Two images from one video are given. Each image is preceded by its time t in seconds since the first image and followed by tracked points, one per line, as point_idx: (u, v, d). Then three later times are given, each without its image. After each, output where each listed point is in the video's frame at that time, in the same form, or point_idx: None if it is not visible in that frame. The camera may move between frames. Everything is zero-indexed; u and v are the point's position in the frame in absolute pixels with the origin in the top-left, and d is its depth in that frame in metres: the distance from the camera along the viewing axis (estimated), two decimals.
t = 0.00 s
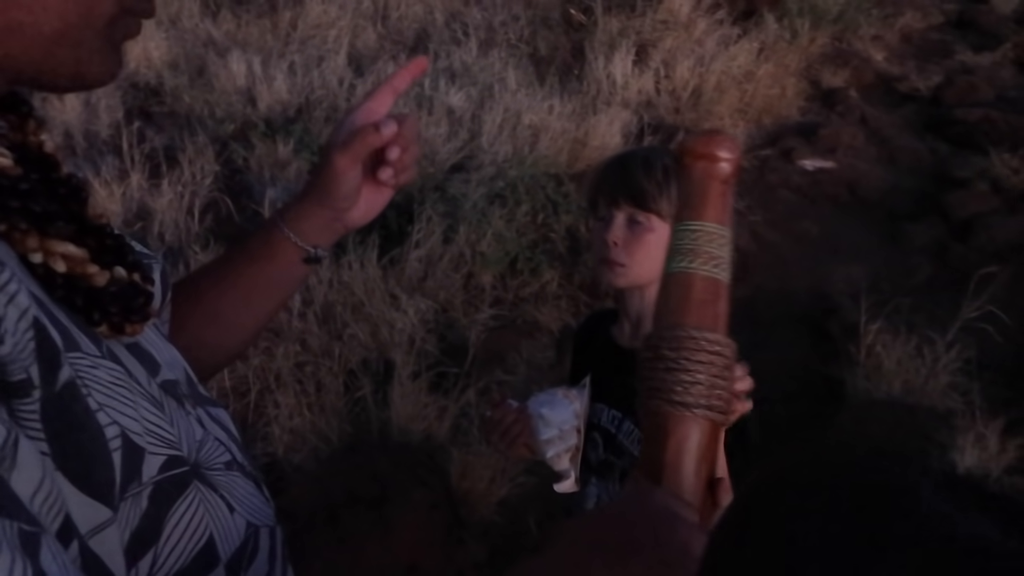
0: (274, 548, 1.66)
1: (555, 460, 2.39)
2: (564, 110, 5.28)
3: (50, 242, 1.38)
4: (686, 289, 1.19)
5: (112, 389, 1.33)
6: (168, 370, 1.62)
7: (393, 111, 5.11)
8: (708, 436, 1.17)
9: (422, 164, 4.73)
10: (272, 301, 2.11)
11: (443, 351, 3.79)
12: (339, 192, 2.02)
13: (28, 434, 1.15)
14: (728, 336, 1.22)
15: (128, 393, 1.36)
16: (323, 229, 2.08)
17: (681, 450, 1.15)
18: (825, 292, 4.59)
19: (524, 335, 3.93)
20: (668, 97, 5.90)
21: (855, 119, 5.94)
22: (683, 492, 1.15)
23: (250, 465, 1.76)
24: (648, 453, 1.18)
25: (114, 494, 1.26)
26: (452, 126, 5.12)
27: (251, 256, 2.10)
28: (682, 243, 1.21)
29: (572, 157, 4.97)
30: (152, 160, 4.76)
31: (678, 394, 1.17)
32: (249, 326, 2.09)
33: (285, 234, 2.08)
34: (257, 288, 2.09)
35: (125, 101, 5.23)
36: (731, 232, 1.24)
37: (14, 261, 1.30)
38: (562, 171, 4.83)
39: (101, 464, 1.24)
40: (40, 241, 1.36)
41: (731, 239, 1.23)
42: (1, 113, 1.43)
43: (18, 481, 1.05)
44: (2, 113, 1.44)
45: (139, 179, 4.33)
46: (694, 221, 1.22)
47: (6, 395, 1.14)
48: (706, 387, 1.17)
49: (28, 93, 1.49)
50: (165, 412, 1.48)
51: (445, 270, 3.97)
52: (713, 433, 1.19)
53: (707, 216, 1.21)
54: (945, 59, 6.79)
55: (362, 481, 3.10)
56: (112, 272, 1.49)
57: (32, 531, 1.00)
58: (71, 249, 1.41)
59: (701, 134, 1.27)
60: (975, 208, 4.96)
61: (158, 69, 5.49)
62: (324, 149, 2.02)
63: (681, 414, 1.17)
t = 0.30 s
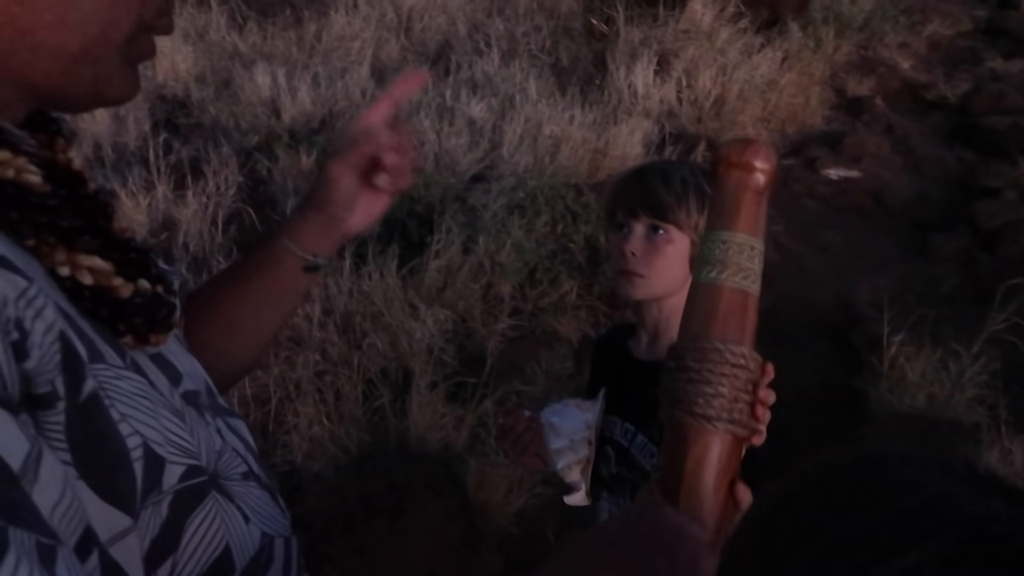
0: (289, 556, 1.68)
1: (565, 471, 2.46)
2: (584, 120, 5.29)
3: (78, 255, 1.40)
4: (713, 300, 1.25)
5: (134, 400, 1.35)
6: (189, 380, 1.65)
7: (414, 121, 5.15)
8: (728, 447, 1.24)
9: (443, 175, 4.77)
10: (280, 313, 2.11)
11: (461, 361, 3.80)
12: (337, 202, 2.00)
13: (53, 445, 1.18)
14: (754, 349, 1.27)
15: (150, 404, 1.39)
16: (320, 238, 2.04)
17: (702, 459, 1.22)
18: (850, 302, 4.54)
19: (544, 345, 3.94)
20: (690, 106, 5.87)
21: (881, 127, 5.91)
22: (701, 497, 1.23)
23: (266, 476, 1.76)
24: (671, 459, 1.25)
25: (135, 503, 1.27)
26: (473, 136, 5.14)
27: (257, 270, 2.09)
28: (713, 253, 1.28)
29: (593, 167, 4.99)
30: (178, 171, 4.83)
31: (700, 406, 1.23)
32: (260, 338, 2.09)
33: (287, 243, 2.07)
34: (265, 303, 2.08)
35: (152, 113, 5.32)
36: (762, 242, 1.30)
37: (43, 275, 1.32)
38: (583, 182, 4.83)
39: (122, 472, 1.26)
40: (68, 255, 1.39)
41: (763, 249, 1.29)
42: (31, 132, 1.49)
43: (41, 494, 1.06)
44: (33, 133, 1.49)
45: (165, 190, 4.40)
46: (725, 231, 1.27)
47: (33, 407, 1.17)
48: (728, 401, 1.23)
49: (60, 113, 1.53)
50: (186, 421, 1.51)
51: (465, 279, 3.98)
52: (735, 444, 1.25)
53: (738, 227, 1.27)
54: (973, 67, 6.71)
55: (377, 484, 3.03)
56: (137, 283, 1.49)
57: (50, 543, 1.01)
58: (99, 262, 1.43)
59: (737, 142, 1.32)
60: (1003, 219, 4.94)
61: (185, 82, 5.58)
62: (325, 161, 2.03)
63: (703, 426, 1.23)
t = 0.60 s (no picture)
0: (308, 563, 1.76)
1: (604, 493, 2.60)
2: (606, 132, 5.31)
3: (91, 274, 1.44)
4: (722, 330, 1.29)
5: (149, 419, 1.39)
6: (205, 393, 1.68)
7: (437, 135, 5.20)
8: (737, 474, 1.27)
9: (464, 187, 4.80)
10: (293, 319, 2.27)
11: (481, 373, 3.82)
12: (340, 205, 2.17)
13: (65, 468, 1.23)
14: (762, 378, 1.31)
15: (165, 421, 1.42)
16: (329, 243, 2.21)
17: (710, 486, 1.26)
18: (876, 313, 4.48)
19: (565, 357, 3.94)
20: (712, 117, 5.85)
21: (908, 137, 5.85)
22: (710, 524, 1.26)
23: (284, 486, 1.80)
24: (681, 486, 1.28)
25: (150, 519, 1.33)
26: (495, 149, 5.17)
27: (266, 283, 2.25)
28: (721, 283, 1.31)
29: (614, 178, 4.99)
30: (205, 186, 4.93)
31: (708, 434, 1.27)
32: (275, 345, 2.26)
33: (295, 251, 2.22)
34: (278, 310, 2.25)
35: (182, 129, 5.44)
36: (770, 273, 1.34)
37: (56, 297, 1.37)
38: (604, 193, 4.84)
39: (138, 491, 1.31)
40: (80, 275, 1.42)
41: (770, 280, 1.32)
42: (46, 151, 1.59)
43: (48, 525, 1.13)
44: (46, 151, 1.59)
45: (192, 204, 4.49)
46: (735, 261, 1.32)
47: (45, 431, 1.21)
48: (736, 429, 1.26)
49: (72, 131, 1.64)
50: (201, 436, 1.53)
51: (485, 291, 4.00)
52: (742, 471, 1.28)
53: (747, 258, 1.31)
54: (1004, 74, 6.62)
55: (396, 499, 3.14)
56: (151, 297, 1.52)
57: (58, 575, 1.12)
58: (111, 280, 1.46)
59: (747, 176, 1.37)
60: None
61: (214, 98, 5.69)
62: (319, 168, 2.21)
63: (711, 453, 1.27)
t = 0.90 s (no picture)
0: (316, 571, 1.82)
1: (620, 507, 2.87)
2: (617, 140, 5.32)
3: (98, 285, 1.46)
4: (749, 327, 1.28)
5: (158, 430, 1.39)
6: (216, 401, 1.71)
7: (449, 143, 5.23)
8: (761, 473, 1.27)
9: (475, 196, 4.82)
10: (305, 333, 2.32)
11: (491, 380, 3.83)
12: (351, 228, 2.18)
13: (74, 484, 1.19)
14: (789, 378, 1.30)
15: (175, 432, 1.44)
16: (343, 261, 2.25)
17: (734, 485, 1.25)
18: (889, 321, 4.47)
19: (575, 363, 3.95)
20: (724, 124, 5.83)
21: (922, 142, 5.81)
22: (732, 524, 1.25)
23: (294, 493, 1.86)
24: (704, 484, 1.28)
25: (161, 534, 1.30)
26: (506, 157, 5.18)
27: (277, 299, 2.28)
28: (749, 279, 1.31)
29: (625, 186, 4.99)
30: (218, 195, 4.97)
31: (732, 432, 1.27)
32: (288, 358, 2.32)
33: (303, 267, 2.26)
34: (290, 326, 2.29)
35: (196, 138, 5.50)
36: (800, 271, 1.33)
37: (62, 308, 1.39)
38: (615, 201, 4.85)
39: (147, 505, 1.28)
40: (87, 286, 1.44)
41: (800, 279, 1.32)
42: (55, 161, 1.64)
43: (60, 540, 1.06)
44: (54, 160, 1.65)
45: (206, 213, 4.54)
46: (763, 258, 1.31)
47: (54, 448, 1.16)
48: (761, 428, 1.26)
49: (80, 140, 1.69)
50: (213, 446, 1.55)
51: (496, 297, 4.01)
52: (767, 471, 1.28)
53: (775, 254, 1.30)
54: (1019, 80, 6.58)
55: (405, 507, 3.18)
56: (158, 309, 1.56)
57: None
58: (118, 290, 1.49)
59: (776, 169, 1.35)
60: None
61: (228, 108, 5.75)
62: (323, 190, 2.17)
63: (734, 452, 1.27)
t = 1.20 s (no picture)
0: None
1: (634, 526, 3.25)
2: (630, 149, 5.34)
3: (116, 297, 1.48)
4: (758, 333, 1.32)
5: (175, 438, 1.41)
6: (227, 408, 1.73)
7: (462, 151, 5.26)
8: (770, 476, 1.29)
9: (488, 204, 4.84)
10: (313, 336, 2.34)
11: (501, 388, 3.84)
12: (366, 235, 2.21)
13: (98, 492, 1.19)
14: (798, 382, 1.34)
15: (192, 440, 1.45)
16: (356, 265, 2.28)
17: (744, 487, 1.28)
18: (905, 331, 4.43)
19: (586, 372, 3.96)
20: (738, 133, 5.81)
21: (938, 152, 5.78)
22: (743, 526, 1.27)
23: (305, 500, 1.87)
24: (715, 488, 1.32)
25: (180, 540, 1.31)
26: (519, 165, 5.20)
27: (286, 301, 2.31)
28: (760, 284, 1.34)
29: (637, 195, 5.01)
30: (233, 201, 5.02)
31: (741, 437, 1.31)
32: (296, 361, 2.34)
33: (315, 273, 2.29)
34: (298, 329, 2.32)
35: (213, 145, 5.56)
36: (809, 276, 1.35)
37: (84, 321, 1.41)
38: (628, 210, 4.86)
39: (167, 512, 1.29)
40: (106, 299, 1.47)
41: (809, 282, 1.34)
42: (70, 170, 1.66)
43: (88, 547, 1.04)
44: (70, 170, 1.67)
45: (221, 219, 4.59)
46: (772, 264, 1.33)
47: (78, 457, 1.16)
48: (769, 432, 1.30)
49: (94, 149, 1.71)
50: (226, 454, 1.57)
51: (506, 305, 4.02)
52: (777, 475, 1.31)
53: (784, 260, 1.33)
54: None
55: (414, 510, 3.11)
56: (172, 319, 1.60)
57: None
58: (135, 302, 1.52)
59: (786, 176, 1.39)
60: None
61: (245, 115, 5.81)
62: (339, 196, 2.19)
63: (744, 456, 1.30)
